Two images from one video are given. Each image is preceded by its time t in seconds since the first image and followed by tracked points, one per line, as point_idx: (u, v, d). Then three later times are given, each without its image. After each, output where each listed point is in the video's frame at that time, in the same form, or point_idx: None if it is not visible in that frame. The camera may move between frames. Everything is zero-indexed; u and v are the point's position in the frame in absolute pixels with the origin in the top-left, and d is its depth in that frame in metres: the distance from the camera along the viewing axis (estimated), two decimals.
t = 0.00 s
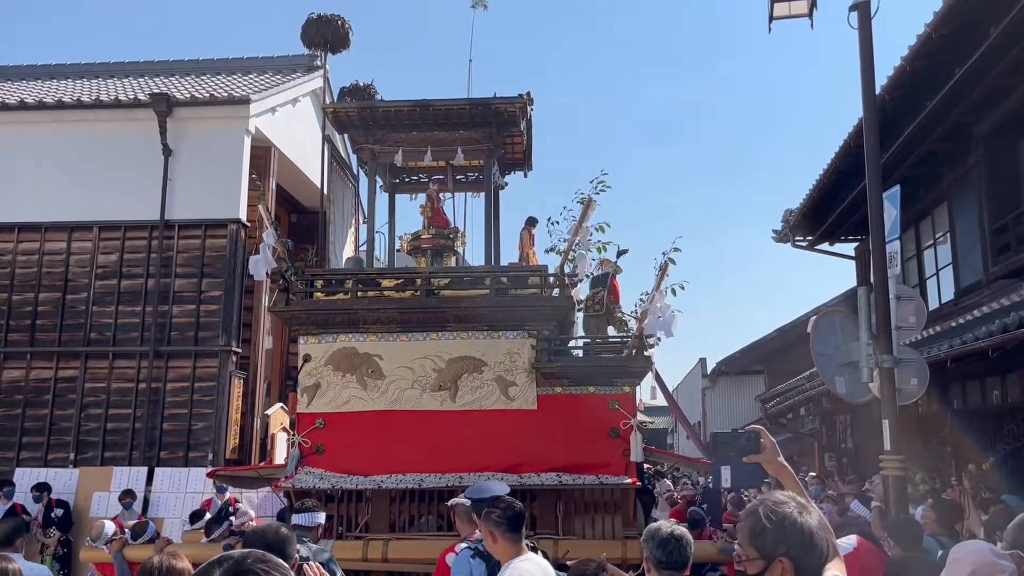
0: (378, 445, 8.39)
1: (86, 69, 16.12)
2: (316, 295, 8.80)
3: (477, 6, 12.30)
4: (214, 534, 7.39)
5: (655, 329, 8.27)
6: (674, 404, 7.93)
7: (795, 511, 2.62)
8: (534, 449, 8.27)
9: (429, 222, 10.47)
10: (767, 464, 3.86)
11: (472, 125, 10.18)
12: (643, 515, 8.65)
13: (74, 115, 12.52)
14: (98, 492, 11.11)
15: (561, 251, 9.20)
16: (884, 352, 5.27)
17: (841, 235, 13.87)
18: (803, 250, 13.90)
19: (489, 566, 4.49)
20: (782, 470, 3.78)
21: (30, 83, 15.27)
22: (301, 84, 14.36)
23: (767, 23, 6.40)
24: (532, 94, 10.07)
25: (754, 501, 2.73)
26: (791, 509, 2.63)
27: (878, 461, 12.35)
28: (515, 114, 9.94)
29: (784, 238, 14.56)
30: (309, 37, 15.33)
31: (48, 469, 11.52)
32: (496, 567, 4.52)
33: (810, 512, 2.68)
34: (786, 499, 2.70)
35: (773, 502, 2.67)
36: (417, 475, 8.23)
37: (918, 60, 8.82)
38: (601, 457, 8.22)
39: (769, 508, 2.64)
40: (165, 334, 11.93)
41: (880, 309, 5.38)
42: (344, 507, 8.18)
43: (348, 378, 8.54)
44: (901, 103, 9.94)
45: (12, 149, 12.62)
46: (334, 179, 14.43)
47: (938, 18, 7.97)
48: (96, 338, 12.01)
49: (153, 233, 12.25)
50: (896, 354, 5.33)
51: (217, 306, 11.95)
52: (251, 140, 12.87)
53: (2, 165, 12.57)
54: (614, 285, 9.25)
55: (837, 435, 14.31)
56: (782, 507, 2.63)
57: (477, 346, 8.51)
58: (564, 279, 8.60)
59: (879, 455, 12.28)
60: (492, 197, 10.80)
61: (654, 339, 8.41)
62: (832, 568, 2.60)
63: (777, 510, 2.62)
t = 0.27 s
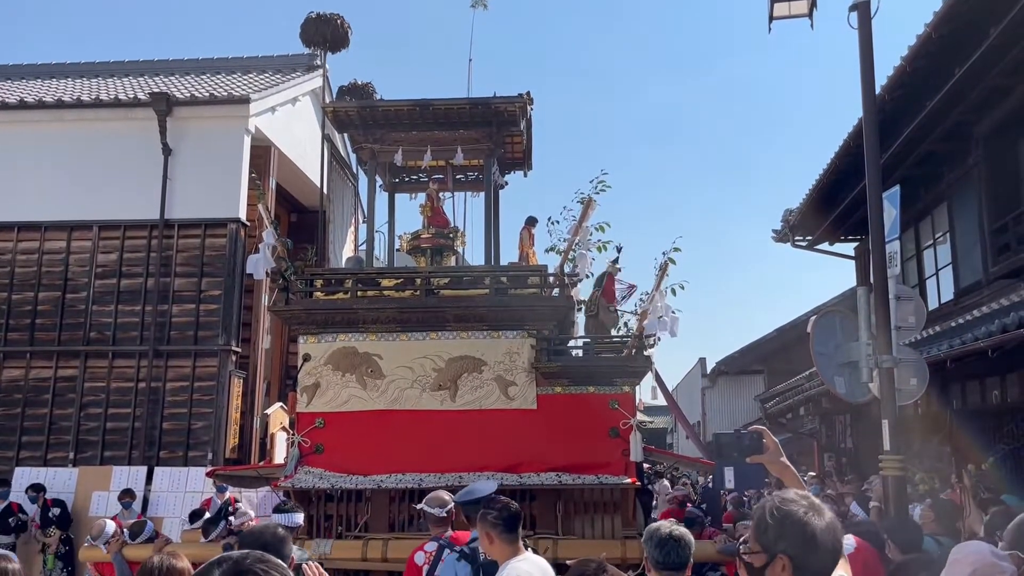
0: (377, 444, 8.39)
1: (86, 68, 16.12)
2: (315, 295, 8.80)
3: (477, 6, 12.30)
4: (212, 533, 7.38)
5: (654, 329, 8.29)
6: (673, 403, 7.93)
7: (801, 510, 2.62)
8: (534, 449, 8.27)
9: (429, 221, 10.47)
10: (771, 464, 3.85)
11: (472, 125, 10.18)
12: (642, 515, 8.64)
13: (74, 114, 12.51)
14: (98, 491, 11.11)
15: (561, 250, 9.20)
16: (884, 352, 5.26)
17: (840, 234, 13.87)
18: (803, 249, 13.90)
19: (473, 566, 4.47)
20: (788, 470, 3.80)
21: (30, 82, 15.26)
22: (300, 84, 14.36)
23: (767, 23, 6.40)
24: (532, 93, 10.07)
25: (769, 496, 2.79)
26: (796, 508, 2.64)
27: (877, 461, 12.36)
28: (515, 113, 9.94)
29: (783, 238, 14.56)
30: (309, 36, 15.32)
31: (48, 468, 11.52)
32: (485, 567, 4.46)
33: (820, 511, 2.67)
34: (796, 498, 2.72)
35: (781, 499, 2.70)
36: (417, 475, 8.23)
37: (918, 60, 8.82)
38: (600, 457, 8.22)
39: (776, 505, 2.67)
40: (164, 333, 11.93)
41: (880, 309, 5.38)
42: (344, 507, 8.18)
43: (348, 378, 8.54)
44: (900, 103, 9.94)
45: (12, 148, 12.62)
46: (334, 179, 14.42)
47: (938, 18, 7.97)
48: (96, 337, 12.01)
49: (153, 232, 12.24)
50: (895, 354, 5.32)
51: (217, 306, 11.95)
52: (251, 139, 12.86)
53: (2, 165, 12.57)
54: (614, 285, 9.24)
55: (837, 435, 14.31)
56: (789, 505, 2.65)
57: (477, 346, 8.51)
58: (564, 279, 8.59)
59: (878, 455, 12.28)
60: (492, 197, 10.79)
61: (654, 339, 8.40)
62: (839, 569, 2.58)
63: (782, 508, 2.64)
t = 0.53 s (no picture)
0: (377, 444, 8.39)
1: (86, 67, 16.12)
2: (315, 294, 8.80)
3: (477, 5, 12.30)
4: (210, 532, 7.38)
5: (653, 328, 8.30)
6: (673, 403, 7.92)
7: (806, 508, 2.69)
8: (534, 448, 8.27)
9: (428, 221, 10.46)
10: (777, 463, 3.89)
11: (472, 124, 10.17)
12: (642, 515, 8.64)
13: (74, 113, 12.50)
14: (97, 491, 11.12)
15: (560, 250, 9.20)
16: (884, 352, 5.25)
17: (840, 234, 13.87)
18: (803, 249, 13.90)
19: (474, 567, 4.46)
20: (795, 469, 3.83)
21: (30, 81, 15.26)
22: (300, 83, 14.36)
23: (767, 23, 6.39)
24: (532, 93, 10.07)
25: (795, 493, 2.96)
26: (800, 505, 2.71)
27: (877, 461, 12.36)
28: (515, 113, 9.94)
29: (783, 238, 14.56)
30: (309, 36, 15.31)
31: (47, 468, 11.52)
32: (484, 568, 4.47)
33: (829, 511, 2.69)
34: (806, 497, 2.78)
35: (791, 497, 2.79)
36: (417, 474, 8.22)
37: (917, 60, 8.82)
38: (600, 457, 8.22)
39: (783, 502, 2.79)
40: (164, 332, 11.93)
41: (879, 309, 5.38)
42: (344, 506, 8.18)
43: (347, 377, 8.54)
44: (900, 103, 9.94)
45: (12, 147, 12.62)
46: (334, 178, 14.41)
47: (937, 18, 7.97)
48: (95, 336, 12.01)
49: (153, 232, 12.24)
50: (895, 354, 5.31)
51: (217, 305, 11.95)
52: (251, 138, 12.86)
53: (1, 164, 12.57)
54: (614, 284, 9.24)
55: (837, 435, 14.31)
56: (795, 502, 2.74)
57: (477, 345, 8.50)
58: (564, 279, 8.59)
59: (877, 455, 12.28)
60: (492, 197, 10.79)
61: (654, 339, 8.40)
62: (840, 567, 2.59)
63: (785, 504, 2.75)
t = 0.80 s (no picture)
0: (376, 443, 8.39)
1: (86, 67, 16.11)
2: (315, 294, 8.79)
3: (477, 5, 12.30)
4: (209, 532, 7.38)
5: (652, 328, 8.26)
6: (672, 403, 7.91)
7: (808, 509, 2.70)
8: (533, 448, 8.27)
9: (428, 220, 10.46)
10: (788, 463, 3.97)
11: (472, 124, 10.17)
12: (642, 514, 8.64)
13: (73, 112, 12.49)
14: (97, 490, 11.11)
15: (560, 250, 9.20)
16: (883, 352, 5.25)
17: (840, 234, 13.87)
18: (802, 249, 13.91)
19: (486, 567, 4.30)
20: (805, 470, 3.89)
21: (30, 80, 15.26)
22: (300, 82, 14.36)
23: (767, 23, 6.39)
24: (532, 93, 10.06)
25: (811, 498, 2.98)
26: (802, 506, 2.72)
27: (876, 461, 12.36)
28: (515, 113, 9.93)
29: (783, 238, 14.57)
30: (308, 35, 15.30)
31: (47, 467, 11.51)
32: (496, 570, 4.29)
33: (833, 515, 2.68)
34: (813, 499, 2.78)
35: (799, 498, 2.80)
36: (416, 474, 8.22)
37: (918, 60, 8.82)
38: (599, 456, 8.22)
39: (789, 501, 2.81)
40: (163, 332, 11.93)
41: (879, 309, 5.38)
42: (344, 505, 8.18)
43: (347, 377, 8.53)
44: (901, 103, 9.94)
45: (12, 146, 12.61)
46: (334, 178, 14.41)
47: (937, 18, 7.97)
48: (95, 336, 12.01)
49: (152, 231, 12.23)
50: (895, 354, 5.31)
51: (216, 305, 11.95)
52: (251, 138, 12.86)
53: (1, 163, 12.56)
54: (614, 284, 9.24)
55: (836, 435, 14.32)
56: (799, 502, 2.76)
57: (476, 345, 8.50)
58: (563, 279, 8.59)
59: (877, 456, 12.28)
60: (492, 196, 10.79)
61: (654, 339, 8.40)
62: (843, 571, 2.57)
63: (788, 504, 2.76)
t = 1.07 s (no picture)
0: (376, 443, 8.39)
1: (86, 66, 16.11)
2: (315, 293, 8.79)
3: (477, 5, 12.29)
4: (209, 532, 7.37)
5: (652, 328, 8.27)
6: (672, 403, 7.91)
7: (808, 509, 2.71)
8: (533, 448, 8.27)
9: (428, 220, 10.45)
10: (795, 464, 3.92)
11: (472, 124, 10.17)
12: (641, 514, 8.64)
13: (73, 112, 12.49)
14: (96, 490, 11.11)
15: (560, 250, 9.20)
16: (883, 352, 5.24)
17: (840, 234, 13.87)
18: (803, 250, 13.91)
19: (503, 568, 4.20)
20: (811, 472, 3.86)
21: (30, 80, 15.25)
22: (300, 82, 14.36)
23: (767, 23, 6.39)
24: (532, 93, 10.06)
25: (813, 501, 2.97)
26: (802, 508, 2.72)
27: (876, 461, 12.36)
28: (515, 112, 9.93)
29: (783, 238, 14.57)
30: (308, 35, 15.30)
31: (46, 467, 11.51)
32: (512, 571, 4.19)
33: (833, 516, 2.67)
34: (813, 500, 2.78)
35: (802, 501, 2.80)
36: (416, 474, 8.22)
37: (918, 60, 8.83)
38: (599, 456, 8.22)
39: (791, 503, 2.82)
40: (163, 331, 11.93)
41: (879, 310, 5.38)
42: (344, 505, 8.18)
43: (346, 377, 8.53)
44: (901, 103, 9.94)
45: (11, 146, 12.61)
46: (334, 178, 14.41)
47: (937, 18, 7.97)
48: (95, 335, 12.01)
49: (152, 231, 12.23)
50: (895, 355, 5.31)
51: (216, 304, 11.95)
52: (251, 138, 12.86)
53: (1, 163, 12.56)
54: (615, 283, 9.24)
55: (836, 435, 14.32)
56: (800, 503, 2.77)
57: (476, 345, 8.50)
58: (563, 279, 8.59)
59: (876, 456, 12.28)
60: (492, 196, 10.78)
61: (654, 339, 8.40)
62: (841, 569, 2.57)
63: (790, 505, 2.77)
